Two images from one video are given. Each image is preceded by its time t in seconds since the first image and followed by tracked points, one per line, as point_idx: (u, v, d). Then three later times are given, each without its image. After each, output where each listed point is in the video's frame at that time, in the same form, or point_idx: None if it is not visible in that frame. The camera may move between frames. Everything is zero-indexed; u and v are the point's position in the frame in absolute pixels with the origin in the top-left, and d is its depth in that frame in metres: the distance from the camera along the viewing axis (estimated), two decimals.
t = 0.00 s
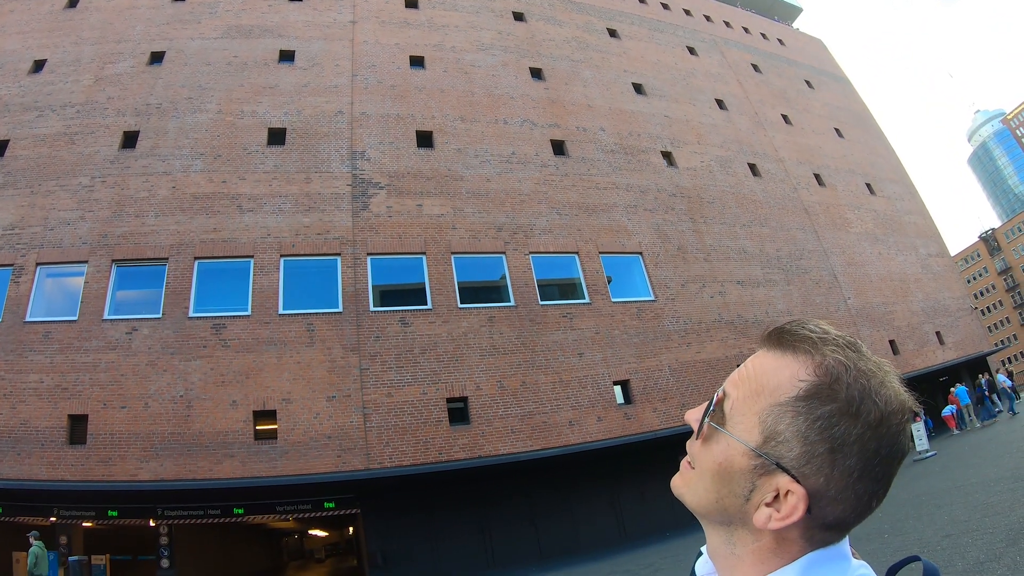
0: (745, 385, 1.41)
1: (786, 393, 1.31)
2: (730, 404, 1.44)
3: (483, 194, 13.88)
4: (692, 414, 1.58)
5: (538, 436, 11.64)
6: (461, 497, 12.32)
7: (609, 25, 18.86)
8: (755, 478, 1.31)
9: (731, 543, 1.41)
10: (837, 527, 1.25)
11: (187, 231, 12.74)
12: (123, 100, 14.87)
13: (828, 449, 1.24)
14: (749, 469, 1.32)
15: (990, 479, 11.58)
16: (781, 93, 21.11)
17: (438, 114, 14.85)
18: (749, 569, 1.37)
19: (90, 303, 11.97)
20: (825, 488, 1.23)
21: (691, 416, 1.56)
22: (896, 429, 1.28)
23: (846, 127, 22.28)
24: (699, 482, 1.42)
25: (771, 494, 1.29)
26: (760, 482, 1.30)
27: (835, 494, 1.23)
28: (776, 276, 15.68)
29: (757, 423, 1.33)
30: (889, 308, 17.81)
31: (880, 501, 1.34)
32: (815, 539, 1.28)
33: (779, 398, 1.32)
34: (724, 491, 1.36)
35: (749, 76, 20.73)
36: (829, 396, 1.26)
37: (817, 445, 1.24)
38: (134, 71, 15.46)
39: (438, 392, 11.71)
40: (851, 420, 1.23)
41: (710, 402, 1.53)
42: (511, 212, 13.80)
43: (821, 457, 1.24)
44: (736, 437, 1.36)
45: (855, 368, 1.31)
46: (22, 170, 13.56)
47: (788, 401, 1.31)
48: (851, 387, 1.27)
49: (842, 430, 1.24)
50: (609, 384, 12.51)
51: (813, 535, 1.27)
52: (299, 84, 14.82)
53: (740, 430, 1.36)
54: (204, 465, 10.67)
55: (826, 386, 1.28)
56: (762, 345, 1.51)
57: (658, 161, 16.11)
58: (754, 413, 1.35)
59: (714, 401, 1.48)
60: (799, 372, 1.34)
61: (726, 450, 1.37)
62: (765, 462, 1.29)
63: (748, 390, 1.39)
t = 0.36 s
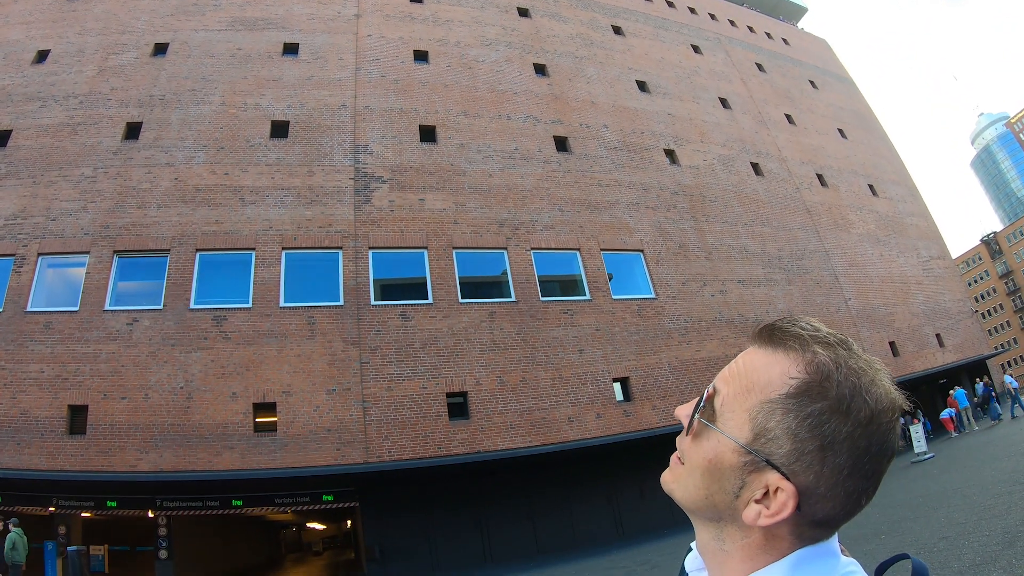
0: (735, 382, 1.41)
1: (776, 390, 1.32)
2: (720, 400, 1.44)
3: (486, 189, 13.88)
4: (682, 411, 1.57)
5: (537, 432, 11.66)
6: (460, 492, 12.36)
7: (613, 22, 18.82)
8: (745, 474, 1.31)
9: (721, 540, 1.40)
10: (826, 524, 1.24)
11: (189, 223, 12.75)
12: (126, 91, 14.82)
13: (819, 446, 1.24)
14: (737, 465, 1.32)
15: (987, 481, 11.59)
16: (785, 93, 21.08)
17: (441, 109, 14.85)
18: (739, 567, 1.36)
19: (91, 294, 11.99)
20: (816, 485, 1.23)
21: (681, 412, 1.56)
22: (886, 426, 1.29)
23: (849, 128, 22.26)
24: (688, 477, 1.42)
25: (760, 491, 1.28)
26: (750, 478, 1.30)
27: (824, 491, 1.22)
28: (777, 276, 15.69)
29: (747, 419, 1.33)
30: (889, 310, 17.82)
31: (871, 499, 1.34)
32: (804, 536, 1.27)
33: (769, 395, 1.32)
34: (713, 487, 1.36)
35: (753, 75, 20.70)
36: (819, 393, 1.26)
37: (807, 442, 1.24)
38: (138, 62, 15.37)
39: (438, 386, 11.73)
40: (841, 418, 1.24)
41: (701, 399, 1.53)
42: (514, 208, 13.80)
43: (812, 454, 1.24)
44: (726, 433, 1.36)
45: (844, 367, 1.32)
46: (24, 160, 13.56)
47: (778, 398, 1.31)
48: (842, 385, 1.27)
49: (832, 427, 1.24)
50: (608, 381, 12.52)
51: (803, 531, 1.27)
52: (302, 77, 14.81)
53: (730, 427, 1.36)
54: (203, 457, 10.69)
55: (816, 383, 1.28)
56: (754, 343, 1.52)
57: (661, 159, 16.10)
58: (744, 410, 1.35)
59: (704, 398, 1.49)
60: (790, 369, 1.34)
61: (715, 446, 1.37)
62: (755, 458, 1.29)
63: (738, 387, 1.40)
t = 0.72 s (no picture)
0: (738, 384, 1.31)
1: (782, 392, 1.23)
2: (721, 403, 1.34)
3: (496, 183, 13.88)
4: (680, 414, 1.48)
5: (542, 428, 11.68)
6: (464, 485, 12.40)
7: (628, 20, 18.77)
8: (750, 479, 1.22)
9: (724, 543, 1.31)
10: (832, 524, 1.18)
11: (200, 211, 12.79)
12: (139, 79, 14.87)
13: (826, 450, 1.16)
14: (743, 470, 1.22)
15: (991, 488, 11.56)
16: (798, 94, 20.98)
17: (454, 102, 14.84)
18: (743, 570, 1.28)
19: (100, 280, 12.05)
20: (823, 487, 1.15)
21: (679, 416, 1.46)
22: (893, 429, 1.22)
23: (861, 131, 22.13)
24: (689, 484, 1.32)
25: (767, 495, 1.20)
26: (755, 484, 1.21)
27: (832, 491, 1.16)
28: (786, 277, 15.64)
29: (752, 422, 1.24)
30: (897, 315, 17.74)
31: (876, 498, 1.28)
32: (809, 537, 1.21)
33: (775, 397, 1.23)
34: (716, 492, 1.26)
35: (766, 75, 20.60)
36: (827, 395, 1.18)
37: (814, 444, 1.16)
38: (151, 51, 15.42)
39: (445, 379, 11.75)
40: (850, 419, 1.16)
41: (700, 401, 1.44)
42: (524, 203, 13.78)
43: (819, 457, 1.16)
44: (729, 437, 1.27)
45: (851, 366, 1.24)
46: (36, 146, 13.65)
47: (784, 400, 1.22)
48: (849, 385, 1.20)
49: (840, 429, 1.16)
50: (614, 379, 12.52)
51: (809, 533, 1.21)
52: (315, 68, 14.83)
53: (734, 430, 1.27)
54: (209, 444, 10.75)
55: (823, 385, 1.20)
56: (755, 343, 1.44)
57: (673, 158, 16.05)
58: (749, 412, 1.26)
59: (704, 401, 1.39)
60: (795, 371, 1.25)
61: (720, 450, 1.27)
62: (762, 463, 1.20)
63: (741, 391, 1.30)
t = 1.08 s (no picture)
0: (734, 402, 1.35)
1: (778, 412, 1.27)
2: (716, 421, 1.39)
3: (521, 180, 13.86)
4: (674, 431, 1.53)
5: (557, 426, 11.69)
6: (478, 480, 12.41)
7: (658, 20, 18.64)
8: (745, 497, 1.26)
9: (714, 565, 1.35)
10: (824, 545, 1.23)
11: (225, 197, 12.92)
12: (169, 64, 15.02)
13: (822, 468, 1.20)
14: (738, 488, 1.27)
15: (1008, 508, 11.40)
16: (826, 101, 20.73)
17: (481, 97, 14.84)
18: None
19: (124, 262, 12.22)
20: (819, 506, 1.20)
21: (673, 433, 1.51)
22: (886, 448, 1.26)
23: (889, 140, 21.82)
24: (684, 501, 1.36)
25: (762, 514, 1.24)
26: (750, 503, 1.26)
27: (828, 511, 1.20)
28: (807, 285, 15.49)
29: (748, 440, 1.28)
30: (918, 328, 17.51)
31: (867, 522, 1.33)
32: (802, 558, 1.26)
33: (772, 416, 1.27)
34: (711, 510, 1.31)
35: (795, 80, 20.37)
36: (823, 415, 1.22)
37: (811, 464, 1.20)
38: (182, 37, 15.57)
39: (462, 373, 11.78)
40: (845, 439, 1.20)
41: (697, 420, 1.47)
42: (548, 201, 13.76)
43: (815, 476, 1.20)
44: (726, 455, 1.31)
45: (847, 387, 1.28)
46: (64, 127, 13.87)
47: (780, 420, 1.26)
48: (845, 406, 1.24)
49: (836, 448, 1.21)
50: (631, 380, 12.49)
51: (802, 554, 1.26)
52: (344, 58, 14.91)
53: (730, 449, 1.31)
54: (226, 428, 10.90)
55: (820, 405, 1.24)
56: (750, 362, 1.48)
57: (698, 161, 15.94)
58: (745, 430, 1.30)
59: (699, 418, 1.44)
60: (791, 392, 1.29)
61: (715, 469, 1.31)
62: (757, 481, 1.24)
63: (737, 407, 1.34)
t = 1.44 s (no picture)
0: (703, 397, 1.30)
1: (752, 407, 1.23)
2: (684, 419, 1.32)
3: (555, 179, 13.89)
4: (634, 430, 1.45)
5: (581, 426, 11.75)
6: (499, 476, 12.47)
7: (696, 24, 18.54)
8: (722, 493, 1.23)
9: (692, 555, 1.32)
10: (802, 528, 1.27)
11: (261, 184, 13.12)
12: (209, 52, 15.26)
13: (798, 457, 1.20)
14: (715, 485, 1.24)
15: None
16: (862, 111, 20.46)
17: (518, 96, 14.89)
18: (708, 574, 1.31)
19: (158, 245, 12.47)
20: (797, 493, 1.21)
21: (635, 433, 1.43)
22: (852, 430, 1.29)
23: (924, 153, 21.47)
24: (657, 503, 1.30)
25: (741, 507, 1.22)
26: (728, 497, 1.23)
27: (804, 496, 1.22)
28: (836, 297, 15.34)
29: (722, 436, 1.24)
30: (946, 345, 17.23)
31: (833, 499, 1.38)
32: (779, 540, 1.28)
33: (745, 410, 1.24)
34: (687, 508, 1.26)
35: (832, 90, 20.14)
36: (797, 406, 1.21)
37: (788, 454, 1.20)
38: (222, 26, 15.81)
39: (489, 368, 11.86)
40: (819, 427, 1.20)
41: (658, 417, 1.41)
42: (582, 201, 13.77)
43: (792, 465, 1.20)
44: (701, 452, 1.26)
45: (816, 375, 1.28)
46: (103, 111, 14.22)
47: (753, 413, 1.23)
48: (817, 393, 1.23)
49: (810, 436, 1.21)
50: (656, 384, 12.49)
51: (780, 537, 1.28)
52: (383, 52, 15.05)
53: (703, 446, 1.26)
54: (252, 412, 11.11)
55: (792, 396, 1.23)
56: (711, 352, 1.44)
57: (732, 167, 15.84)
58: (718, 426, 1.25)
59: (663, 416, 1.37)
60: (763, 385, 1.26)
61: (689, 468, 1.26)
62: (735, 476, 1.22)
63: (706, 404, 1.29)
